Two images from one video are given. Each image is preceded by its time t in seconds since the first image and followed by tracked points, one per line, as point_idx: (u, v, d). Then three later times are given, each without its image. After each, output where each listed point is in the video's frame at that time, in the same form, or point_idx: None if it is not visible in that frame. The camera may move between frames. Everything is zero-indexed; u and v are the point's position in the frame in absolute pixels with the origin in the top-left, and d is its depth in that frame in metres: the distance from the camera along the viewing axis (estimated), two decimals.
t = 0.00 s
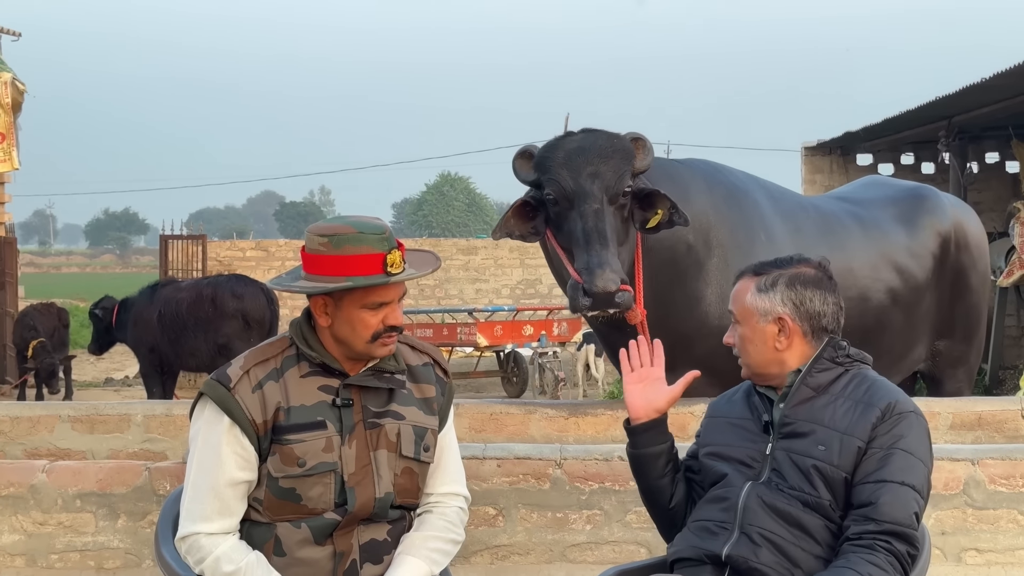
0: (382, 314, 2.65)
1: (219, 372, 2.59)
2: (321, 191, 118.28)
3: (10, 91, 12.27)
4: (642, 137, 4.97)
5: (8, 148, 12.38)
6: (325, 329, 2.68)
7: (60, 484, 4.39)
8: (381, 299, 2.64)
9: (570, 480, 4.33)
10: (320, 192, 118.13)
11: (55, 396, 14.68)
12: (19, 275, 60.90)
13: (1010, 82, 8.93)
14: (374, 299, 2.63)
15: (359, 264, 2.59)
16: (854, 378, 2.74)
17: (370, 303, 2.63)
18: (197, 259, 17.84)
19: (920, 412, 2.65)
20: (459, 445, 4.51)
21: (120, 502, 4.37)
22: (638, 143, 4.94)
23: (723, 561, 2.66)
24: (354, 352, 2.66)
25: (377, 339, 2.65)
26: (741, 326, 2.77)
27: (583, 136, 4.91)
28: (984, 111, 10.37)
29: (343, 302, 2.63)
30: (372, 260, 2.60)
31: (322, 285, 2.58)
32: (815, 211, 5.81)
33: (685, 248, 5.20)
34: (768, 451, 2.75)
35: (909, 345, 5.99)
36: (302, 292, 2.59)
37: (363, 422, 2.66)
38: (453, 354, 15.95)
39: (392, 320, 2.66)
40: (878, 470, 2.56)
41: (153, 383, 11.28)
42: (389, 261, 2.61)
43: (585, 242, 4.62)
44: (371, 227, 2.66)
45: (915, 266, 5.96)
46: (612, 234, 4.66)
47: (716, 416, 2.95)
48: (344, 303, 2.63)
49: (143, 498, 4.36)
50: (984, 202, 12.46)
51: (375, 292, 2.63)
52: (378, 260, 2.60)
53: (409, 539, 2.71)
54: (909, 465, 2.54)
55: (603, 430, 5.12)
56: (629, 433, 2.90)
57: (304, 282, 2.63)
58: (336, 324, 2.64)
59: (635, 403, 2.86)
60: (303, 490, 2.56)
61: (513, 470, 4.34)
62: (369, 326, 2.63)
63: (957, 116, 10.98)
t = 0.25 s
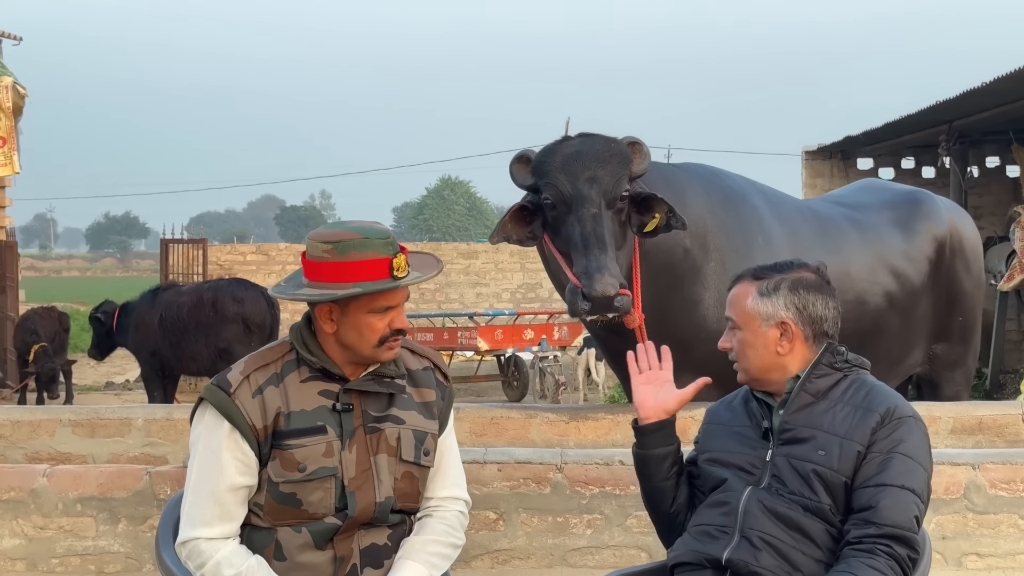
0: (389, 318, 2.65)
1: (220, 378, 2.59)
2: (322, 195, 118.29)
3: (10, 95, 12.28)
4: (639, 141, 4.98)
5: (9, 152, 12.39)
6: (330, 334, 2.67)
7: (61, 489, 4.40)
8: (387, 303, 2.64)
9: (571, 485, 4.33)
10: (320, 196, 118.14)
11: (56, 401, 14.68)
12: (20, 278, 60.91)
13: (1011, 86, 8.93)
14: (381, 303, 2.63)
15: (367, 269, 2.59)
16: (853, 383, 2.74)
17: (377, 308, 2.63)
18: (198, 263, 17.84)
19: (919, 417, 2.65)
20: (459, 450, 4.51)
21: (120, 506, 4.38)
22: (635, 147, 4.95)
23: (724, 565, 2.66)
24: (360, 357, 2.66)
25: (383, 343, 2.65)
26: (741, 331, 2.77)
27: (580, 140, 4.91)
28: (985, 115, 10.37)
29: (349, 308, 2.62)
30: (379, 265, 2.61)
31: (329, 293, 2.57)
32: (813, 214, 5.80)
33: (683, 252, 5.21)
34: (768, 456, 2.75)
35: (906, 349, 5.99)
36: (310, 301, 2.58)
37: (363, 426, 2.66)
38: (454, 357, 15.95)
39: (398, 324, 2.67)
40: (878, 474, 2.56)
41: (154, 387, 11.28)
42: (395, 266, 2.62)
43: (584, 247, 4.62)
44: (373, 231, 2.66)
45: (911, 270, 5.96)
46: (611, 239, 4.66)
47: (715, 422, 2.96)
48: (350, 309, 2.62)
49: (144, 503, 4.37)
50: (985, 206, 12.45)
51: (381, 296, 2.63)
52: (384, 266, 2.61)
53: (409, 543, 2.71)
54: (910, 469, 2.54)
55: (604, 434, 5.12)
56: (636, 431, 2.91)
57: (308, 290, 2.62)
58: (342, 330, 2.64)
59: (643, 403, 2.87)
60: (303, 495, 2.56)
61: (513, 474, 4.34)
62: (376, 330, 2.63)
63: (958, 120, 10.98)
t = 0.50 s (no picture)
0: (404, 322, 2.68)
1: (220, 383, 2.59)
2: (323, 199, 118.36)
3: (11, 99, 12.29)
4: (638, 145, 4.98)
5: (10, 157, 12.40)
6: (343, 342, 2.66)
7: (61, 493, 4.39)
8: (405, 307, 2.66)
9: (572, 489, 4.32)
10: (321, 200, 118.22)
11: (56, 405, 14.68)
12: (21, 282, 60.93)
13: (1011, 91, 8.94)
14: (400, 308, 2.65)
15: (390, 275, 2.61)
16: (862, 391, 2.74)
17: (395, 312, 2.65)
18: (198, 267, 17.84)
19: (927, 425, 2.65)
20: (459, 454, 4.52)
21: (121, 510, 4.39)
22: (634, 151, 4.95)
23: (726, 570, 2.66)
24: (375, 362, 2.67)
25: (400, 347, 2.68)
26: (756, 335, 2.76)
27: (579, 144, 4.91)
28: (986, 119, 10.37)
29: (369, 314, 2.63)
30: (399, 270, 2.63)
31: (357, 300, 2.57)
32: (810, 219, 5.81)
33: (680, 256, 5.21)
34: (774, 462, 2.75)
35: (902, 353, 5.99)
36: (337, 310, 2.56)
37: (362, 431, 2.66)
38: (455, 362, 15.95)
39: (413, 327, 2.69)
40: (885, 480, 2.56)
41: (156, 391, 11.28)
42: (414, 270, 2.66)
43: (582, 251, 4.62)
44: (386, 237, 2.68)
45: (908, 275, 5.96)
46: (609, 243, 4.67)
47: (718, 427, 2.95)
48: (371, 315, 2.63)
49: (144, 507, 4.38)
50: (986, 210, 12.46)
51: (400, 301, 2.65)
52: (405, 270, 2.64)
53: (409, 547, 2.71)
54: (916, 477, 2.54)
55: (604, 438, 5.12)
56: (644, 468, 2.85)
57: (328, 298, 2.60)
58: (361, 336, 2.64)
59: (652, 451, 2.80)
60: (304, 499, 2.56)
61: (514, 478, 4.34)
62: (395, 335, 2.65)
63: (958, 124, 10.98)
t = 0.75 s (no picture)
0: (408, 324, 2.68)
1: (223, 386, 2.59)
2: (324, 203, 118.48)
3: (11, 103, 12.32)
4: (639, 152, 4.99)
5: (11, 160, 12.42)
6: (347, 347, 2.67)
7: (63, 497, 4.39)
8: (408, 309, 2.67)
9: (573, 493, 4.34)
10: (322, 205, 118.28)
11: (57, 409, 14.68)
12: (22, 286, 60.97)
13: (1011, 95, 8.95)
14: (403, 311, 2.66)
15: (393, 279, 2.62)
16: (865, 397, 2.74)
17: (398, 315, 2.65)
18: (199, 271, 17.84)
19: (931, 431, 2.66)
20: (461, 458, 4.52)
21: (122, 514, 4.38)
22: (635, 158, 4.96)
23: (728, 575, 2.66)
24: (380, 365, 2.68)
25: (405, 349, 2.68)
26: (760, 341, 2.76)
27: (580, 150, 4.92)
28: (986, 124, 10.38)
29: (372, 319, 2.63)
30: (401, 273, 2.64)
31: (361, 307, 2.57)
32: (809, 225, 5.81)
33: (678, 263, 5.21)
34: (778, 468, 2.75)
35: (900, 359, 6.00)
36: (342, 318, 2.56)
37: (365, 435, 2.66)
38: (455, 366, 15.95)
39: (417, 329, 2.70)
40: (888, 487, 2.56)
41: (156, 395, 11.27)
42: (415, 273, 2.67)
43: (581, 257, 4.62)
44: (385, 240, 2.68)
45: (907, 281, 5.96)
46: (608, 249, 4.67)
47: (719, 432, 2.95)
48: (374, 320, 2.63)
49: (145, 511, 4.37)
50: (987, 214, 12.47)
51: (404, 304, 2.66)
52: (406, 273, 2.65)
53: (411, 551, 2.71)
54: (920, 483, 2.54)
55: (605, 442, 5.12)
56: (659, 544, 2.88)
57: (331, 307, 2.60)
58: (365, 341, 2.64)
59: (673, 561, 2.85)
60: (306, 503, 2.56)
61: (515, 482, 4.35)
62: (399, 337, 2.66)
63: (958, 128, 11.00)
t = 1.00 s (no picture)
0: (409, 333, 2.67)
1: (224, 392, 2.59)
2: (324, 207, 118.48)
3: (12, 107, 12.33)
4: (640, 158, 5.00)
5: (12, 164, 12.43)
6: (347, 353, 2.67)
7: (65, 500, 4.40)
8: (409, 318, 2.66)
9: (575, 497, 4.34)
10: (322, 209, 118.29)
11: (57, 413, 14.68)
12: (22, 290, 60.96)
13: (1012, 99, 8.96)
14: (403, 319, 2.65)
15: (394, 288, 2.62)
16: (864, 401, 2.74)
17: (399, 324, 2.65)
18: (200, 275, 17.84)
19: (930, 435, 2.66)
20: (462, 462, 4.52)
21: (123, 518, 4.39)
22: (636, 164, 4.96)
23: None
24: (380, 373, 2.68)
25: (405, 358, 2.68)
26: (757, 347, 2.77)
27: (581, 156, 4.92)
28: (987, 128, 10.39)
29: (372, 326, 2.63)
30: (403, 283, 2.64)
31: (359, 314, 2.57)
32: (809, 229, 5.81)
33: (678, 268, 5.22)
34: (778, 473, 2.75)
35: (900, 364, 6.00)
36: (340, 325, 2.56)
37: (367, 441, 2.66)
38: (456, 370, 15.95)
39: (419, 338, 2.69)
40: (888, 490, 2.56)
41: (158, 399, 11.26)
42: (418, 282, 2.66)
43: (582, 264, 4.63)
44: (389, 248, 2.68)
45: (907, 285, 5.96)
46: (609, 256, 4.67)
47: (717, 437, 2.95)
48: (375, 327, 2.63)
49: (147, 515, 4.37)
50: (988, 218, 12.47)
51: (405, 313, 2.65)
52: (408, 282, 2.64)
53: (413, 555, 2.71)
54: (919, 487, 2.55)
55: (606, 446, 5.12)
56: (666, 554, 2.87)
57: (332, 313, 2.60)
58: (365, 348, 2.64)
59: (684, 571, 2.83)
60: (308, 509, 2.56)
61: (517, 486, 4.35)
62: (399, 346, 2.65)
63: (959, 132, 11.00)
